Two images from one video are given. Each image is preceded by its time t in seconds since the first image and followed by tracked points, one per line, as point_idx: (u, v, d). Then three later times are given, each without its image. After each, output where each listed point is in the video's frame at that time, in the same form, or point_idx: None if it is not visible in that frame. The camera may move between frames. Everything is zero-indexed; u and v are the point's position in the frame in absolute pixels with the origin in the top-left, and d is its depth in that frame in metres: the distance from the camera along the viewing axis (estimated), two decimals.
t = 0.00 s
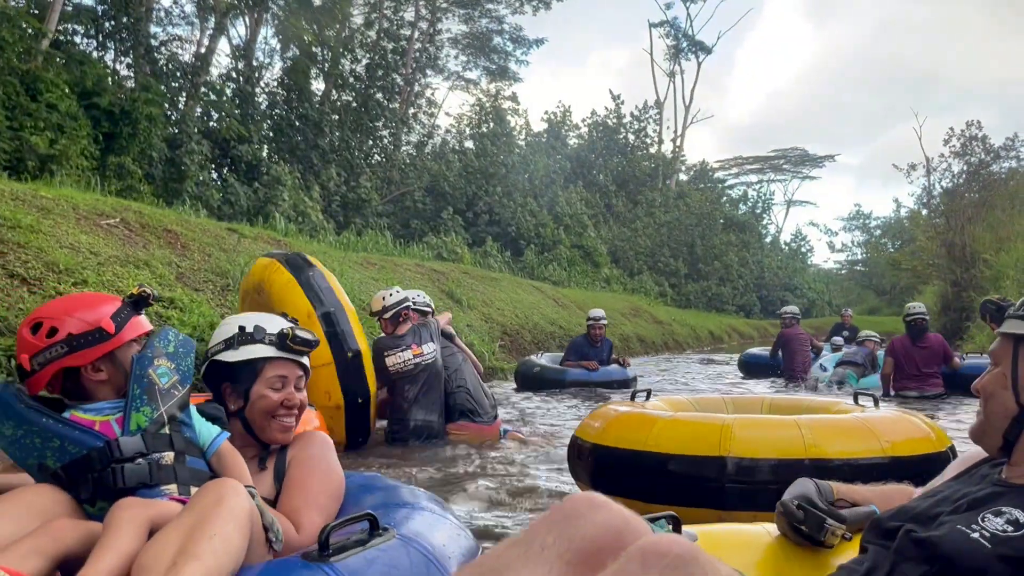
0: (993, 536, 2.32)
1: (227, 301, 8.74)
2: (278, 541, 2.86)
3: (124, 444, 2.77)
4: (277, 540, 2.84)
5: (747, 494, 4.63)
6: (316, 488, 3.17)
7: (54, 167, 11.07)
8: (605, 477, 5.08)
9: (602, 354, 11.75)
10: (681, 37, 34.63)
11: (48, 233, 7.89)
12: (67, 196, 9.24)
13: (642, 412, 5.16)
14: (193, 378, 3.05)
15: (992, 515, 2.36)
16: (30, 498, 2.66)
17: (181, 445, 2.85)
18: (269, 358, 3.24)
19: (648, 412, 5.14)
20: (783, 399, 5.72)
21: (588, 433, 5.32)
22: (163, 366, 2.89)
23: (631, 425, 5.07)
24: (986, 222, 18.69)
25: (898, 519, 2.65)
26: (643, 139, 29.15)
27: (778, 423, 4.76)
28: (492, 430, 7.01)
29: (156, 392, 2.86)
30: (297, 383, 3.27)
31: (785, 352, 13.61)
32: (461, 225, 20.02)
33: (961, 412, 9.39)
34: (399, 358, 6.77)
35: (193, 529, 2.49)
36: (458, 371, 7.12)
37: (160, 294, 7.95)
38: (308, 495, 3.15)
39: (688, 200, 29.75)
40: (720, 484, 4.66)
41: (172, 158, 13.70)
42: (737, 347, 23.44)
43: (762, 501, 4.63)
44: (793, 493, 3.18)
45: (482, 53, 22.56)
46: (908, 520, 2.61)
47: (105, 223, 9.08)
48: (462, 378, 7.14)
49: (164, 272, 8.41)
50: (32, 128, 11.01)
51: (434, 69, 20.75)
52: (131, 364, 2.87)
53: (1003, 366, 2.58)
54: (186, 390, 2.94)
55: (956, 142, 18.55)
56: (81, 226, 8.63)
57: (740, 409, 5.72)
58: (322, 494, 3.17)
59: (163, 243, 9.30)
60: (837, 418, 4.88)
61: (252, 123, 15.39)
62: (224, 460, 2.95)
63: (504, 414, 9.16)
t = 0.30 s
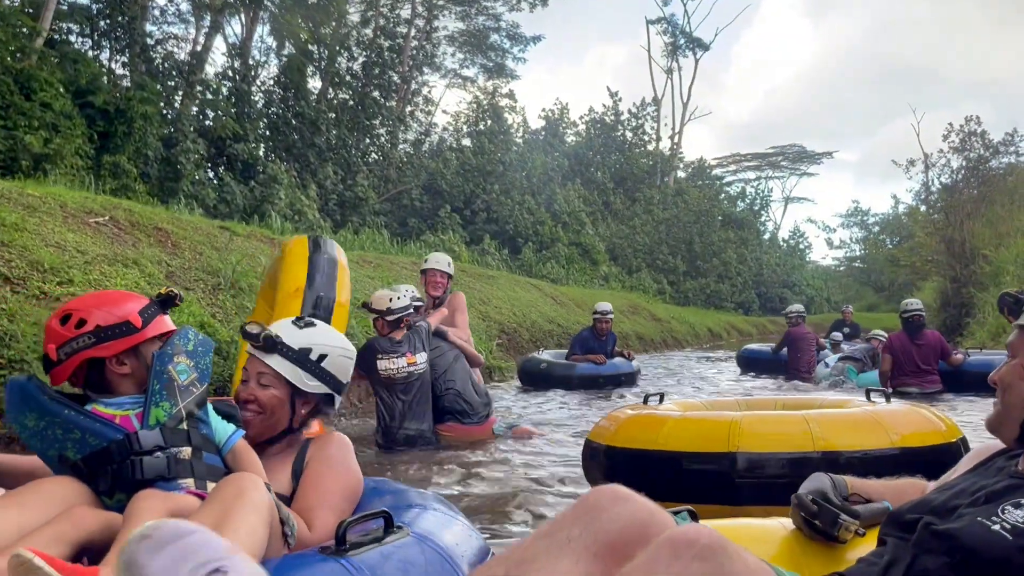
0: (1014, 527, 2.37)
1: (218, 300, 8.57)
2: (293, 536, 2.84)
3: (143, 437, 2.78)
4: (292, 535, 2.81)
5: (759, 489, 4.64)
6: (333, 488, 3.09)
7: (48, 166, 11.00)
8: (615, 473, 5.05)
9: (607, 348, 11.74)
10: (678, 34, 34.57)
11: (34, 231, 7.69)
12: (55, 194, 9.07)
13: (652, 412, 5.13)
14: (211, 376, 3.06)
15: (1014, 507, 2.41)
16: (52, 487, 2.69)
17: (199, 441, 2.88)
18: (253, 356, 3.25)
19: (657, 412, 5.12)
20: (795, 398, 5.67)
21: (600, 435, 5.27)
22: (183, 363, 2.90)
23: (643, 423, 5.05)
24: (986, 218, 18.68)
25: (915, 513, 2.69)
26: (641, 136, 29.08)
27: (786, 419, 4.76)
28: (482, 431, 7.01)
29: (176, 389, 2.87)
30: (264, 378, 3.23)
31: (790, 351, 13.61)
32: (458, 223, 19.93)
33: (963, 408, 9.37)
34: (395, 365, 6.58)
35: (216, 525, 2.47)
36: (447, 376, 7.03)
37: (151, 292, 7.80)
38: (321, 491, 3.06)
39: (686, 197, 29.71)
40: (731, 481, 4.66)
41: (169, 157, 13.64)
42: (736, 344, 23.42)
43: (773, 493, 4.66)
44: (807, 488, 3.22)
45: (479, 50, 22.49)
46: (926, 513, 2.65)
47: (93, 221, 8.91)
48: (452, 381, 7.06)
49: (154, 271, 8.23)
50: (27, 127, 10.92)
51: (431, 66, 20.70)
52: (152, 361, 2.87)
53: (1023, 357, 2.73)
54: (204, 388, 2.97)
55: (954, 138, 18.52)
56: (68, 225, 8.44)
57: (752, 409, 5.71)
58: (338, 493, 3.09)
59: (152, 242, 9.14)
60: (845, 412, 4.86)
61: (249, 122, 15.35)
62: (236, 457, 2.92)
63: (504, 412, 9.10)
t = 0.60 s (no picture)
0: None
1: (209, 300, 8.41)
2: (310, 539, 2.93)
3: (166, 436, 2.83)
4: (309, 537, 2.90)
5: (769, 488, 4.61)
6: (349, 493, 3.18)
7: (42, 165, 10.94)
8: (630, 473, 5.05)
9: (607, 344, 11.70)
10: (676, 32, 34.51)
11: (19, 229, 7.54)
12: (43, 191, 8.91)
13: (665, 405, 5.13)
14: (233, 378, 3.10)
15: None
16: (73, 484, 2.69)
17: (219, 442, 2.93)
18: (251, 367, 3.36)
19: (672, 407, 5.09)
20: (813, 396, 5.62)
21: (618, 422, 5.28)
22: (206, 364, 2.95)
23: (654, 418, 5.05)
24: (986, 214, 18.65)
25: (932, 507, 2.66)
26: (639, 134, 29.02)
27: (799, 419, 4.71)
28: (476, 426, 6.86)
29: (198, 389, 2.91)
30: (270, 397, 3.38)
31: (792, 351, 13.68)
32: (456, 222, 19.89)
33: (965, 406, 9.35)
34: (396, 382, 6.35)
35: (236, 524, 2.56)
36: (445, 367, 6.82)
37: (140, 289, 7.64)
38: (337, 497, 3.15)
39: (685, 195, 29.64)
40: (742, 479, 4.63)
41: (165, 156, 13.56)
42: (735, 343, 23.37)
43: (778, 492, 4.61)
44: (822, 491, 3.18)
45: (476, 48, 22.42)
46: (942, 508, 2.63)
47: (82, 218, 8.72)
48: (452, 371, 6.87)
49: (143, 269, 8.07)
50: (22, 126, 10.85)
51: (429, 65, 20.64)
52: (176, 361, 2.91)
53: None
54: (226, 389, 3.01)
55: (952, 135, 18.51)
56: (57, 222, 8.26)
57: (768, 405, 5.66)
58: (351, 500, 3.19)
59: (143, 240, 8.94)
60: (859, 415, 4.82)
61: (245, 120, 15.28)
62: (258, 461, 3.00)
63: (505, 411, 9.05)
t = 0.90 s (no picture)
0: None
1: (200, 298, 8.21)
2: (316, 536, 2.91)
3: (174, 437, 2.82)
4: (314, 534, 2.88)
5: (769, 492, 4.55)
6: (352, 487, 3.21)
7: (41, 164, 10.92)
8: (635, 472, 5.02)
9: (610, 343, 11.64)
10: (679, 31, 34.43)
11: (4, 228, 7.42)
12: (32, 189, 8.77)
13: (669, 411, 5.09)
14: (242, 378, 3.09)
15: None
16: (83, 488, 2.69)
17: (226, 443, 2.89)
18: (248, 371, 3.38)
19: (677, 411, 5.06)
20: (820, 398, 5.60)
21: (623, 429, 5.24)
22: (214, 367, 2.96)
23: (658, 424, 5.02)
24: (990, 213, 18.60)
25: (930, 513, 2.61)
26: (641, 133, 28.97)
27: (798, 423, 4.67)
28: (465, 423, 6.81)
29: (206, 391, 2.92)
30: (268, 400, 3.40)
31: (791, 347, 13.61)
32: (457, 221, 19.85)
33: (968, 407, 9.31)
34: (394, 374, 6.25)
35: (242, 521, 2.54)
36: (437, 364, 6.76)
37: (128, 286, 7.48)
38: (342, 492, 3.17)
39: (688, 194, 29.57)
40: (744, 482, 4.58)
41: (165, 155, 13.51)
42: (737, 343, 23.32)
43: (772, 497, 4.57)
44: (822, 491, 3.15)
45: (479, 47, 22.37)
46: (939, 513, 2.58)
47: (71, 217, 8.57)
48: (444, 368, 6.83)
49: (132, 267, 7.91)
50: (20, 125, 10.81)
51: (431, 64, 20.61)
52: (185, 363, 2.94)
53: None
54: (234, 391, 3.01)
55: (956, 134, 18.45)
56: (45, 221, 8.10)
57: (777, 408, 5.62)
58: (356, 498, 3.20)
59: (134, 237, 8.80)
60: (859, 419, 4.80)
61: (246, 119, 15.24)
62: (268, 464, 2.94)
63: (504, 411, 8.99)
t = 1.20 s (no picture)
0: None
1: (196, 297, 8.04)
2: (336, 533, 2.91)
3: (191, 437, 2.87)
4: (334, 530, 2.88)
5: (785, 486, 4.58)
6: (366, 485, 3.19)
7: (45, 161, 10.92)
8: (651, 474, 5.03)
9: (620, 343, 11.59)
10: (684, 30, 34.33)
11: None
12: (27, 186, 8.69)
13: (682, 411, 5.10)
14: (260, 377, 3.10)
15: None
16: (109, 485, 2.72)
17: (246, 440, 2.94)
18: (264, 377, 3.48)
19: (689, 411, 5.07)
20: (836, 399, 5.55)
21: (640, 427, 5.24)
22: (231, 364, 2.97)
23: (673, 424, 5.03)
24: (998, 214, 18.50)
25: (947, 517, 2.55)
26: (647, 133, 28.90)
27: (812, 419, 4.69)
28: (462, 423, 6.76)
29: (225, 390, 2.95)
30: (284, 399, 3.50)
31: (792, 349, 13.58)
32: (461, 220, 19.81)
33: (976, 409, 9.25)
34: (388, 379, 6.18)
35: (260, 517, 2.55)
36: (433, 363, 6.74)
37: (120, 284, 7.37)
38: (355, 489, 3.17)
39: (693, 194, 29.50)
40: (759, 478, 4.61)
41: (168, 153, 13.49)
42: (742, 343, 23.25)
43: (799, 492, 4.58)
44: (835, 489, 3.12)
45: (484, 46, 22.32)
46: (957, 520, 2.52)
47: (66, 215, 8.49)
48: (440, 369, 6.78)
49: (127, 265, 7.83)
50: (24, 123, 10.80)
51: (436, 62, 20.58)
52: (201, 365, 2.95)
53: None
54: (252, 389, 3.02)
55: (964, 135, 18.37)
56: (41, 219, 8.03)
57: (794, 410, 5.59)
58: (372, 495, 3.19)
59: (131, 236, 8.72)
60: (874, 415, 4.78)
61: (251, 117, 15.23)
62: (289, 459, 3.03)
63: (510, 410, 8.95)
